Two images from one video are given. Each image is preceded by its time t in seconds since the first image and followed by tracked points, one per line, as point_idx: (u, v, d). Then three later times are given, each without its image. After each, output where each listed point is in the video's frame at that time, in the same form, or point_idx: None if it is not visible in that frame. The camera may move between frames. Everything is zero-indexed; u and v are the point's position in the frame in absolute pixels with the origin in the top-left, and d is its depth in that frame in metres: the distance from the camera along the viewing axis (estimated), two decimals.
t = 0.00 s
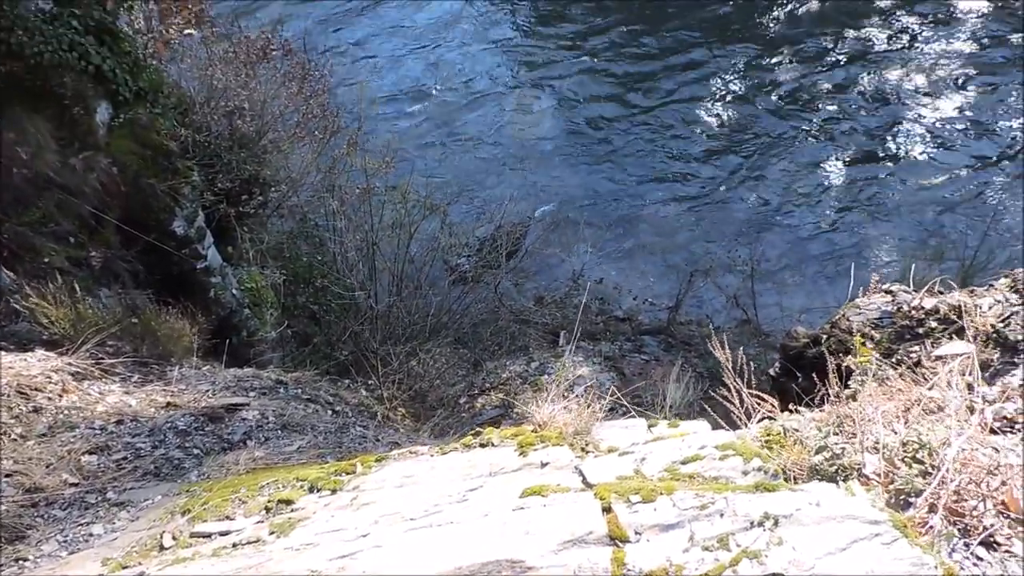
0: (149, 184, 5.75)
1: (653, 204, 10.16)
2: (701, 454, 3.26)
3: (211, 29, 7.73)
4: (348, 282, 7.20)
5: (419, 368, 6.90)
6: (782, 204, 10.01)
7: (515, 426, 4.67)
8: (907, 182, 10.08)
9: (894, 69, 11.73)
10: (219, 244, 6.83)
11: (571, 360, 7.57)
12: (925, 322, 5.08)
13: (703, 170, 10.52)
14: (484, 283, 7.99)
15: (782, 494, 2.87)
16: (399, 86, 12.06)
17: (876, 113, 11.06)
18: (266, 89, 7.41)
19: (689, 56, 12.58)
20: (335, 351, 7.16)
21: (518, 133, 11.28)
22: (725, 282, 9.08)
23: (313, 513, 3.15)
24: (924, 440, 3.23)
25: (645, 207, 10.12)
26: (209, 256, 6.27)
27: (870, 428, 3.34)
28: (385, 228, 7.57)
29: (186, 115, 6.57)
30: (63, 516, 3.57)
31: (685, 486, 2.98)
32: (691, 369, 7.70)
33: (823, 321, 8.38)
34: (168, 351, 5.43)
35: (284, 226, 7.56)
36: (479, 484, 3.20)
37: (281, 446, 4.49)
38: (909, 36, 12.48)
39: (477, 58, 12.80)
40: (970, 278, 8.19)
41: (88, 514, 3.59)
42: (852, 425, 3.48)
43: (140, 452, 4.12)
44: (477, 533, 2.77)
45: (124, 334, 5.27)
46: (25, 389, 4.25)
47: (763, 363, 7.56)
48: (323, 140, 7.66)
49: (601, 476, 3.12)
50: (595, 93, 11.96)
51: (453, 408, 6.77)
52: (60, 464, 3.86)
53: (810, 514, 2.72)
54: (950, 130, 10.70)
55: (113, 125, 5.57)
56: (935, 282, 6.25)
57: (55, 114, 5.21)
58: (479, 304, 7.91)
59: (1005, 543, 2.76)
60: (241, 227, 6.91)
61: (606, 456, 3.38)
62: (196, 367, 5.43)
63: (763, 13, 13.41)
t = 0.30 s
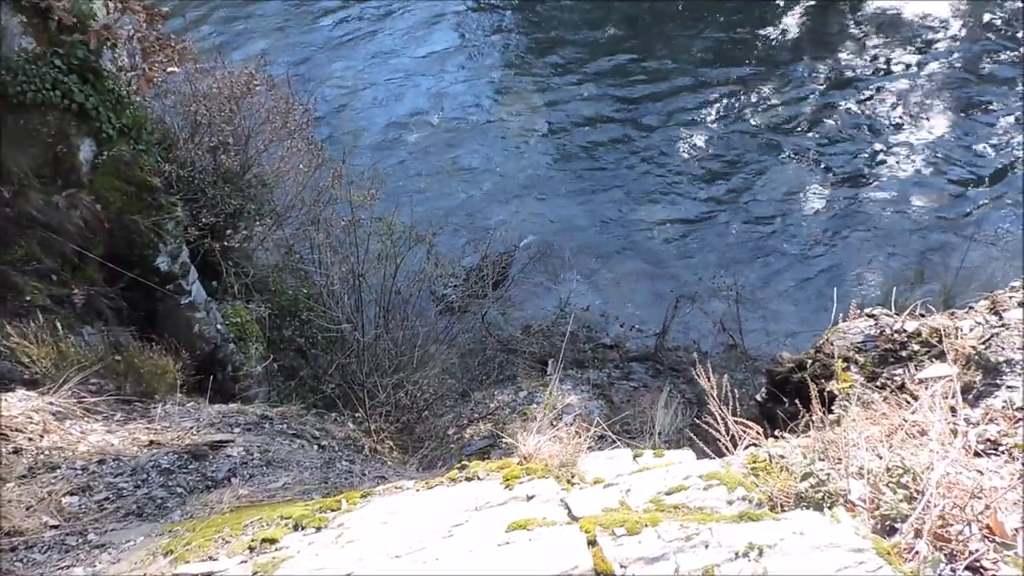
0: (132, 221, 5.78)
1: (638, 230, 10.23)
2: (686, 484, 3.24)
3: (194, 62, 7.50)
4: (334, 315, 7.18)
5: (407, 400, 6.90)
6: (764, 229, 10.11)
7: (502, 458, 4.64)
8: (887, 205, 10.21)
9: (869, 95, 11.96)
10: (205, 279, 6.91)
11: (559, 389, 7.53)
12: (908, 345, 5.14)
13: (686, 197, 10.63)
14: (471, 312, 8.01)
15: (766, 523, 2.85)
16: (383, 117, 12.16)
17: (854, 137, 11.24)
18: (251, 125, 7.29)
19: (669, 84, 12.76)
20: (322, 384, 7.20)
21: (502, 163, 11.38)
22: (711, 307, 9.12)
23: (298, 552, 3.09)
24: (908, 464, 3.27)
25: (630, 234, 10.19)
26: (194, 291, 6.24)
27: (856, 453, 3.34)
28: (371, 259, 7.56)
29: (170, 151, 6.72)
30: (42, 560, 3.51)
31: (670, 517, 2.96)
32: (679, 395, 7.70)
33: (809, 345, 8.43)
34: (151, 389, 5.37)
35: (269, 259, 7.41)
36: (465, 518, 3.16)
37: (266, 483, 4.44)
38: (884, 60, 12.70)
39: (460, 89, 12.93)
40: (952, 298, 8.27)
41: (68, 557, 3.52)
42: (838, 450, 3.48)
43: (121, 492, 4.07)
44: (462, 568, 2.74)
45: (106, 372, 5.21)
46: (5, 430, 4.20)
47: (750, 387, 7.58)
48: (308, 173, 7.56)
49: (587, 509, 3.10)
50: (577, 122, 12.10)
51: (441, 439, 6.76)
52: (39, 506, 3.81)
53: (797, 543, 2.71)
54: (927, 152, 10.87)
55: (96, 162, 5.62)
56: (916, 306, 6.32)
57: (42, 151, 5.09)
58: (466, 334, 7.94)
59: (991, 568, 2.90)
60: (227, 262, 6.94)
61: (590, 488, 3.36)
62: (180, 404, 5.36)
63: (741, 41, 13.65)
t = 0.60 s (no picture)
0: (117, 237, 5.73)
1: (626, 238, 10.26)
2: (672, 494, 3.25)
3: (179, 75, 7.43)
4: (322, 327, 7.13)
5: (396, 412, 6.94)
6: (751, 235, 10.16)
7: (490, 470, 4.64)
8: (872, 210, 10.29)
9: (852, 102, 12.08)
10: (191, 293, 6.92)
11: (549, 398, 7.52)
12: (894, 350, 5.16)
13: (673, 204, 10.68)
14: (460, 323, 8.06)
15: (750, 532, 2.87)
16: (370, 128, 12.17)
17: (838, 143, 11.32)
18: (237, 137, 7.29)
19: (654, 93, 12.84)
20: (311, 397, 7.19)
21: (489, 173, 11.40)
22: (700, 313, 9.15)
23: (284, 568, 3.05)
24: (893, 470, 3.29)
25: (617, 242, 10.22)
26: (179, 304, 6.18)
27: (841, 460, 3.37)
28: (359, 270, 7.49)
29: (155, 164, 6.71)
30: None
31: (657, 528, 2.97)
32: (669, 403, 7.71)
33: (796, 350, 8.46)
34: (137, 405, 5.33)
35: (257, 272, 7.37)
36: (452, 531, 3.15)
37: (253, 499, 4.40)
38: (865, 67, 12.85)
39: (446, 99, 12.96)
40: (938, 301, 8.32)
41: None
42: (825, 456, 3.50)
43: (107, 510, 4.04)
44: None
45: (92, 389, 5.17)
46: None
47: (739, 394, 7.60)
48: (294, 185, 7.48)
49: (575, 521, 3.08)
50: (564, 131, 12.14)
51: (431, 450, 6.77)
52: (23, 525, 3.80)
53: (781, 552, 2.72)
54: (910, 157, 10.97)
55: (80, 177, 5.59)
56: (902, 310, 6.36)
57: (20, 169, 5.22)
58: (455, 344, 7.95)
59: (977, 572, 2.85)
60: (213, 275, 6.98)
61: (579, 499, 3.37)
62: (167, 420, 5.32)
63: (725, 50, 13.75)
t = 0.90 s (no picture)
0: (101, 262, 5.72)
1: (613, 260, 10.29)
2: (660, 523, 3.23)
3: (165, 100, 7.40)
4: (309, 351, 7.13)
5: (383, 436, 6.85)
6: (736, 256, 10.22)
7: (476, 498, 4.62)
8: (855, 230, 10.37)
9: (834, 122, 12.21)
10: (175, 317, 6.72)
11: (537, 421, 7.50)
12: (879, 371, 5.19)
13: (659, 225, 10.74)
14: (447, 345, 8.14)
15: (739, 561, 2.85)
16: (357, 151, 12.21)
17: (822, 164, 11.42)
18: (223, 161, 7.31)
19: (639, 114, 12.95)
20: (297, 421, 7.09)
21: (476, 195, 11.43)
22: (687, 334, 9.17)
23: None
24: (880, 495, 3.30)
25: (605, 263, 10.26)
26: (165, 330, 6.13)
27: (827, 486, 3.38)
28: (346, 293, 7.55)
29: (141, 189, 6.66)
30: None
31: (644, 557, 2.95)
32: (658, 425, 7.69)
33: (784, 371, 8.48)
34: (121, 432, 5.21)
35: (243, 295, 7.35)
36: (438, 563, 3.09)
37: (237, 528, 4.38)
38: (847, 87, 13.01)
39: (434, 121, 13.02)
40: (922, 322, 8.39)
41: None
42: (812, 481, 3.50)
43: (89, 542, 4.00)
44: None
45: (74, 416, 5.06)
46: None
47: (727, 415, 7.60)
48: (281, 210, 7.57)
49: (561, 551, 3.07)
50: (550, 153, 12.21)
51: (419, 474, 6.67)
52: (4, 558, 3.65)
53: None
54: (892, 177, 11.09)
55: (64, 203, 5.62)
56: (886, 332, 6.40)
57: (4, 194, 5.26)
58: (444, 367, 7.88)
59: None
60: (199, 300, 6.87)
61: (565, 528, 3.35)
62: (149, 448, 5.25)
63: (709, 71, 13.88)
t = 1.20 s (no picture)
0: (86, 273, 5.63)
1: (602, 267, 10.31)
2: (647, 533, 3.25)
3: (152, 109, 7.35)
4: (298, 362, 7.19)
5: (372, 445, 6.90)
6: (725, 262, 10.25)
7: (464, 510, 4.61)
8: (843, 234, 10.43)
9: (819, 128, 12.30)
10: (162, 327, 6.66)
11: (527, 428, 7.48)
12: (866, 376, 5.21)
13: (647, 232, 10.77)
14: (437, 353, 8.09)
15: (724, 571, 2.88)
16: (346, 160, 12.21)
17: (807, 170, 11.50)
18: (210, 171, 7.26)
19: (627, 121, 13.01)
20: (286, 431, 7.08)
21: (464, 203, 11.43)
22: (677, 340, 9.18)
23: None
24: (867, 501, 3.30)
25: (594, 270, 10.27)
26: (151, 341, 6.02)
27: (814, 493, 3.40)
28: (335, 303, 7.54)
29: (127, 199, 6.68)
30: None
31: (632, 568, 2.97)
32: (649, 431, 7.69)
33: (772, 375, 8.50)
34: (106, 445, 5.13)
35: (230, 305, 7.29)
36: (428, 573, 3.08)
37: (224, 541, 4.34)
38: (831, 94, 13.11)
39: (422, 130, 13.02)
40: (910, 326, 8.43)
41: None
42: (798, 488, 3.51)
43: (72, 558, 3.97)
44: None
45: (59, 430, 4.98)
46: None
47: (718, 420, 7.61)
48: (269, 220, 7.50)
49: (548, 561, 3.11)
50: (538, 160, 12.23)
51: (409, 483, 6.63)
52: None
53: None
54: (877, 182, 11.17)
55: (48, 214, 5.58)
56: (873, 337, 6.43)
57: None
58: (433, 375, 7.85)
59: None
60: (186, 310, 6.80)
61: (553, 538, 3.36)
62: (136, 461, 5.19)
63: (696, 79, 13.96)
